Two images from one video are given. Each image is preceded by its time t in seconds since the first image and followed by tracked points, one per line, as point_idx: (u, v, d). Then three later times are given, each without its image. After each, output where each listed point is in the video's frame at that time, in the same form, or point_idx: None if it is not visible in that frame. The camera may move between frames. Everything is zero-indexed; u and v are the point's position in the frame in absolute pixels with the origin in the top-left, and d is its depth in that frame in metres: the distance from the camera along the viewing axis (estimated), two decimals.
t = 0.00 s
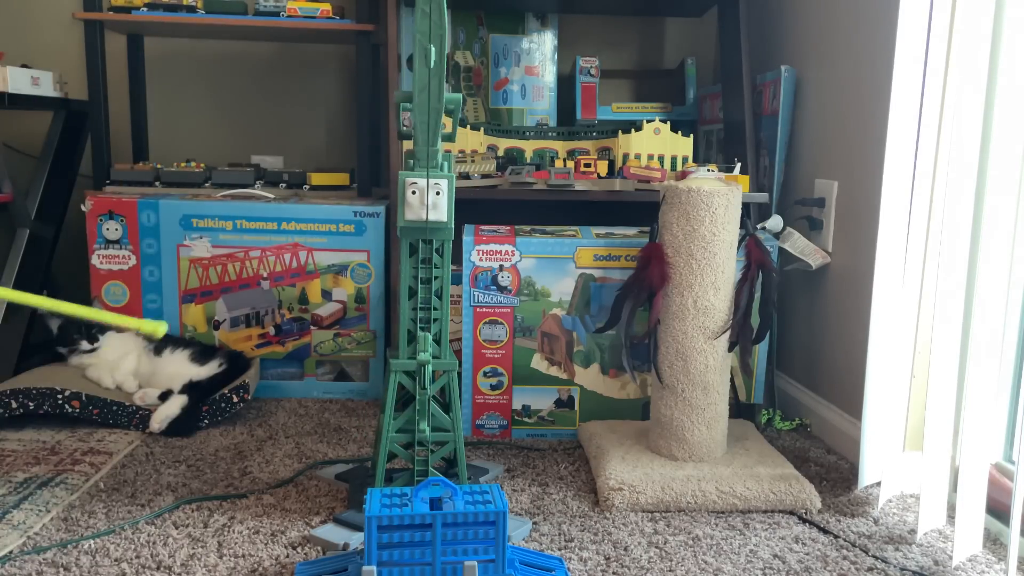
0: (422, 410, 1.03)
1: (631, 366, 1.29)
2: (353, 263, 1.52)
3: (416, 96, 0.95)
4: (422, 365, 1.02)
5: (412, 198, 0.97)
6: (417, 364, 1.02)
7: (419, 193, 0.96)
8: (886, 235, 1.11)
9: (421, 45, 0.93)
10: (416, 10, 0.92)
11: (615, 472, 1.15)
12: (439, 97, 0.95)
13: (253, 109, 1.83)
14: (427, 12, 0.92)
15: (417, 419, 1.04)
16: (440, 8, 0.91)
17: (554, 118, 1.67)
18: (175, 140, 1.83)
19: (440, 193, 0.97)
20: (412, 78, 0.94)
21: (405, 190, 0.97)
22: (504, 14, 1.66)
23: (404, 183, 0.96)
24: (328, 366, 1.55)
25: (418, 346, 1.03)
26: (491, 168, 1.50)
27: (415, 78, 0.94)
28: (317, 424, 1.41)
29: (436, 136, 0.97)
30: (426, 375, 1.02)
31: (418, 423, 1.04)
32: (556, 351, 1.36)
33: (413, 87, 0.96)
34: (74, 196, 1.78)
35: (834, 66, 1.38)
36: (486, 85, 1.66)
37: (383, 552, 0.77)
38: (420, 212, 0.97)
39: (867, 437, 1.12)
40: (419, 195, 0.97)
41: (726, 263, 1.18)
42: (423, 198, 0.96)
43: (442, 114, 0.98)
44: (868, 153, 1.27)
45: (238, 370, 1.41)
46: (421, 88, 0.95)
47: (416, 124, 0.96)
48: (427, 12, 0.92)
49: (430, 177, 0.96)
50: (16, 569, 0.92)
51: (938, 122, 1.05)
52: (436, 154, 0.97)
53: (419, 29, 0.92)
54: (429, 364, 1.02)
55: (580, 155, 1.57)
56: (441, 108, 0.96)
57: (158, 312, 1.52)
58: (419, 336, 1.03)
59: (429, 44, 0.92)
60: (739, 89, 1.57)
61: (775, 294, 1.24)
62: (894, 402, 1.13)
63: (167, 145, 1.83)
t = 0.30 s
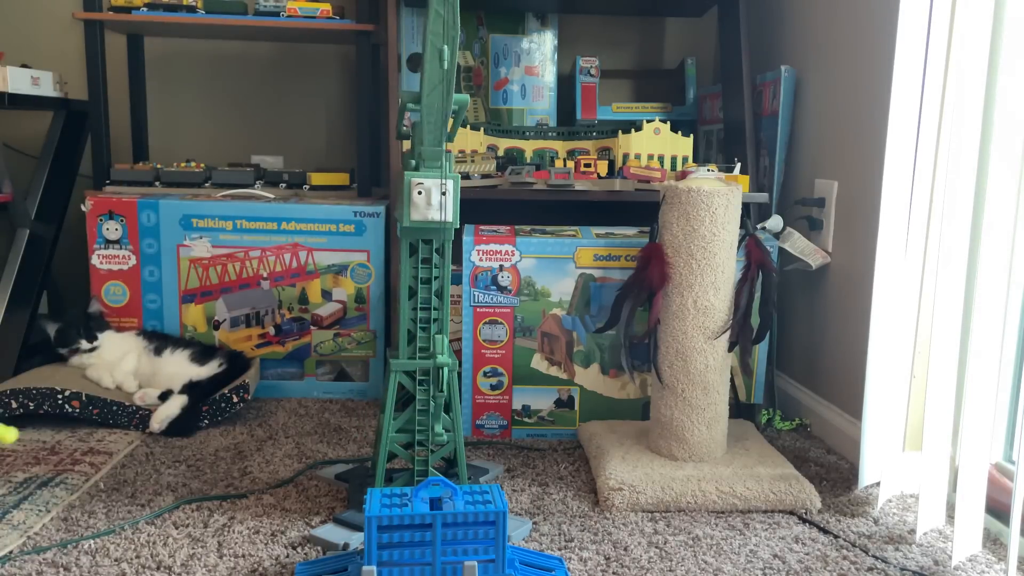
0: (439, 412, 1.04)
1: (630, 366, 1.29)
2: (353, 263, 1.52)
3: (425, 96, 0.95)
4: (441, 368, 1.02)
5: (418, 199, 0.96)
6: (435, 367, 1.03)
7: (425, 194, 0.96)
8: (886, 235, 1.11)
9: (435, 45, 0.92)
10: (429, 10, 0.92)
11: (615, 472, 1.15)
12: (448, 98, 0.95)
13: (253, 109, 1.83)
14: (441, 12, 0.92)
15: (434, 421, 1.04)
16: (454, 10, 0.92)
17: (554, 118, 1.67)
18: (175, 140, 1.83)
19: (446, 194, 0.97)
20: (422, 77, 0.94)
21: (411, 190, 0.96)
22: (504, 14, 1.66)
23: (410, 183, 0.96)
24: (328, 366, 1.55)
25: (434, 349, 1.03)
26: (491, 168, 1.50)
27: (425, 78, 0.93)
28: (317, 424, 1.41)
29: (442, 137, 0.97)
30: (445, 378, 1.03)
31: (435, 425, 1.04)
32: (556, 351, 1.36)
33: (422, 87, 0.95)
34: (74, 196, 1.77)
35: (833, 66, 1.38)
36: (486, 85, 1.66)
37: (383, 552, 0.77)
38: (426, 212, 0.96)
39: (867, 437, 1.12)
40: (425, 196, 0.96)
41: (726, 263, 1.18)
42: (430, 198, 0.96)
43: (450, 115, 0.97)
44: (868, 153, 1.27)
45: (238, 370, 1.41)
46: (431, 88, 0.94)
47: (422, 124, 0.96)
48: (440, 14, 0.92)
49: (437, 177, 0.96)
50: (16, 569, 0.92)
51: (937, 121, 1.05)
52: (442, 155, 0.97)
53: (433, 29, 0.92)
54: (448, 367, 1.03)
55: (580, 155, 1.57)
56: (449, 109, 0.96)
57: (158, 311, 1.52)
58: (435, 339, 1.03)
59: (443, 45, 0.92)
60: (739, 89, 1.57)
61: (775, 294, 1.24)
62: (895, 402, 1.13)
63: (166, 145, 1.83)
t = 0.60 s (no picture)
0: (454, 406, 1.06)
1: (630, 366, 1.29)
2: (353, 263, 1.52)
3: (434, 96, 0.95)
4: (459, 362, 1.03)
5: (423, 199, 0.95)
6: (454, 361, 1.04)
7: (430, 194, 0.95)
8: (887, 234, 1.11)
9: (448, 46, 0.92)
10: (442, 10, 0.92)
11: (615, 472, 1.15)
12: (458, 98, 0.95)
13: (253, 109, 1.83)
14: (454, 13, 0.92)
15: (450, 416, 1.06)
16: (466, 12, 0.92)
17: (554, 118, 1.67)
18: (175, 140, 1.83)
19: (452, 195, 0.96)
20: (432, 77, 0.94)
21: (416, 190, 0.95)
22: (504, 14, 1.66)
23: (415, 183, 0.95)
24: (328, 366, 1.55)
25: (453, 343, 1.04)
26: (491, 168, 1.50)
27: (436, 78, 0.93)
28: (317, 424, 1.41)
29: (448, 137, 0.97)
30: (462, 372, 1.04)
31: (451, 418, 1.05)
32: (556, 351, 1.36)
33: (430, 87, 0.95)
34: (74, 196, 1.78)
35: (833, 66, 1.38)
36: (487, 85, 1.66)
37: (383, 552, 0.77)
38: (432, 213, 0.96)
39: (867, 437, 1.12)
40: (430, 196, 0.95)
41: (726, 263, 1.18)
42: (436, 199, 0.95)
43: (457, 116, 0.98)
44: (868, 152, 1.27)
45: (238, 370, 1.41)
46: (441, 88, 0.94)
47: (429, 124, 0.96)
48: (453, 15, 0.92)
49: (443, 178, 0.95)
50: (16, 569, 0.92)
51: (937, 119, 1.05)
52: (447, 154, 0.97)
53: (446, 30, 0.92)
54: (459, 363, 1.04)
55: (580, 155, 1.57)
56: (457, 110, 0.96)
57: (158, 311, 1.52)
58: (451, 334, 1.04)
59: (456, 45, 0.93)
60: (739, 89, 1.57)
61: (775, 294, 1.24)
62: (895, 402, 1.13)
63: (166, 145, 1.83)
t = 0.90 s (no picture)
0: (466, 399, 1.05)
1: (631, 366, 1.29)
2: (352, 263, 1.52)
3: (442, 97, 0.94)
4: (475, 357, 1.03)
5: (429, 200, 0.95)
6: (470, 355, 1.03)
7: (436, 194, 0.95)
8: (887, 233, 1.10)
9: (459, 47, 0.92)
10: (453, 11, 0.91)
11: (615, 472, 1.15)
12: (466, 99, 0.94)
13: (253, 109, 1.83)
14: (465, 15, 0.91)
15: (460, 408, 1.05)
16: (478, 12, 0.91)
17: (554, 118, 1.67)
18: (175, 140, 1.83)
19: (457, 195, 0.95)
20: (441, 77, 0.93)
21: (421, 191, 0.94)
22: (504, 14, 1.66)
23: (421, 184, 0.94)
24: (328, 366, 1.55)
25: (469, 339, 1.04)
26: (490, 168, 1.50)
27: (445, 79, 0.93)
28: (317, 424, 1.41)
29: (453, 138, 0.96)
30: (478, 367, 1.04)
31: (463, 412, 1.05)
32: (556, 351, 1.36)
33: (438, 86, 0.94)
34: (74, 196, 1.78)
35: (834, 66, 1.38)
36: (487, 85, 1.66)
37: (383, 552, 0.77)
38: (437, 213, 0.95)
39: (867, 437, 1.12)
40: (436, 197, 0.95)
41: (726, 263, 1.18)
42: (441, 199, 0.95)
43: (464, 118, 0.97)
44: (868, 152, 1.27)
45: (238, 370, 1.41)
46: (449, 89, 0.93)
47: (436, 124, 0.95)
48: (464, 15, 0.91)
49: (448, 178, 0.95)
50: (16, 569, 0.92)
51: (938, 118, 1.05)
52: (451, 155, 0.96)
53: (457, 31, 0.91)
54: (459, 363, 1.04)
55: (580, 155, 1.57)
56: (465, 111, 0.95)
57: (158, 311, 1.52)
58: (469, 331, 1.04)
59: (467, 47, 0.92)
60: (739, 89, 1.57)
61: (775, 294, 1.24)
62: (894, 402, 1.13)
63: (166, 145, 1.83)
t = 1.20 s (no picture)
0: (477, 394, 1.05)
1: (631, 366, 1.29)
2: (352, 263, 1.52)
3: (451, 97, 0.93)
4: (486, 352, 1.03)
5: (435, 200, 0.94)
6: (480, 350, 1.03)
7: (442, 194, 0.94)
8: (887, 233, 1.11)
9: (470, 48, 0.92)
10: (465, 12, 0.91)
11: (615, 472, 1.15)
12: (474, 100, 0.94)
13: (253, 109, 1.83)
14: (477, 16, 0.91)
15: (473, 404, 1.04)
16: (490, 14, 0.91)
17: (554, 118, 1.67)
18: (175, 140, 1.83)
19: (463, 195, 0.95)
20: (450, 77, 0.92)
21: (427, 191, 0.93)
22: (504, 14, 1.66)
23: (427, 183, 0.93)
24: (328, 366, 1.55)
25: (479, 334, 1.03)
26: (489, 168, 1.52)
27: (455, 79, 0.92)
28: (317, 423, 1.41)
29: (458, 139, 0.96)
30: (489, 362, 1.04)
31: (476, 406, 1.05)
32: (556, 351, 1.36)
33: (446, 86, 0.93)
34: (74, 196, 1.78)
35: (834, 66, 1.38)
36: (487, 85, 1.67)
37: (383, 552, 0.77)
38: (444, 213, 0.94)
39: (867, 437, 1.12)
40: (442, 197, 0.94)
41: (726, 263, 1.18)
42: (447, 199, 0.94)
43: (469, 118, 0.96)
44: (867, 152, 1.27)
45: (238, 370, 1.41)
46: (458, 89, 0.93)
47: (443, 124, 0.94)
48: (476, 17, 0.91)
49: (454, 178, 0.94)
50: (16, 569, 0.92)
51: (938, 118, 1.05)
52: (456, 156, 0.96)
53: (469, 32, 0.91)
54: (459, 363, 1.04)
55: (580, 155, 1.57)
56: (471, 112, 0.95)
57: (158, 311, 1.52)
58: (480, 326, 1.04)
59: (479, 48, 0.92)
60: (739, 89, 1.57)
61: (775, 294, 1.24)
62: (894, 402, 1.13)
63: (166, 145, 1.83)
